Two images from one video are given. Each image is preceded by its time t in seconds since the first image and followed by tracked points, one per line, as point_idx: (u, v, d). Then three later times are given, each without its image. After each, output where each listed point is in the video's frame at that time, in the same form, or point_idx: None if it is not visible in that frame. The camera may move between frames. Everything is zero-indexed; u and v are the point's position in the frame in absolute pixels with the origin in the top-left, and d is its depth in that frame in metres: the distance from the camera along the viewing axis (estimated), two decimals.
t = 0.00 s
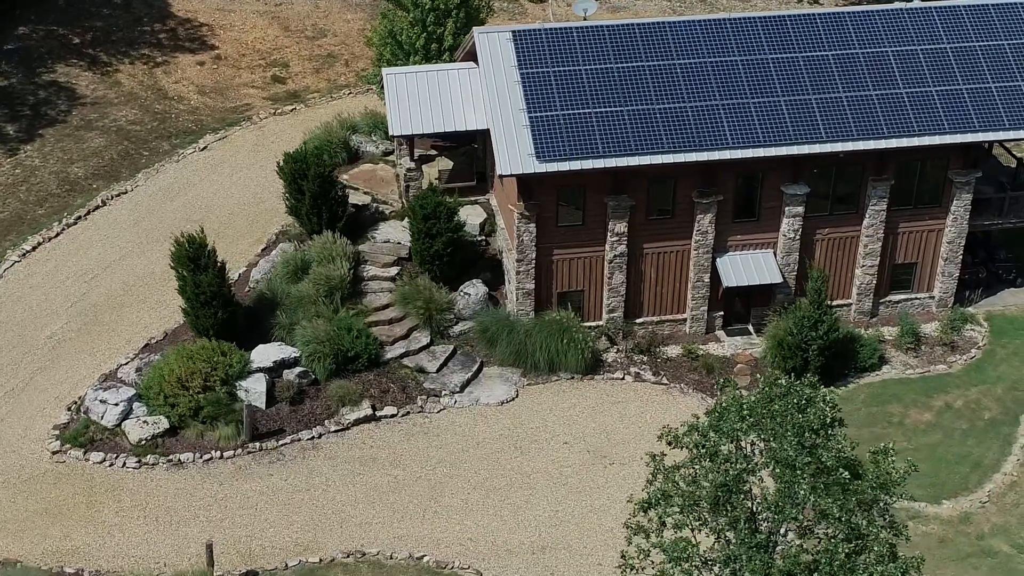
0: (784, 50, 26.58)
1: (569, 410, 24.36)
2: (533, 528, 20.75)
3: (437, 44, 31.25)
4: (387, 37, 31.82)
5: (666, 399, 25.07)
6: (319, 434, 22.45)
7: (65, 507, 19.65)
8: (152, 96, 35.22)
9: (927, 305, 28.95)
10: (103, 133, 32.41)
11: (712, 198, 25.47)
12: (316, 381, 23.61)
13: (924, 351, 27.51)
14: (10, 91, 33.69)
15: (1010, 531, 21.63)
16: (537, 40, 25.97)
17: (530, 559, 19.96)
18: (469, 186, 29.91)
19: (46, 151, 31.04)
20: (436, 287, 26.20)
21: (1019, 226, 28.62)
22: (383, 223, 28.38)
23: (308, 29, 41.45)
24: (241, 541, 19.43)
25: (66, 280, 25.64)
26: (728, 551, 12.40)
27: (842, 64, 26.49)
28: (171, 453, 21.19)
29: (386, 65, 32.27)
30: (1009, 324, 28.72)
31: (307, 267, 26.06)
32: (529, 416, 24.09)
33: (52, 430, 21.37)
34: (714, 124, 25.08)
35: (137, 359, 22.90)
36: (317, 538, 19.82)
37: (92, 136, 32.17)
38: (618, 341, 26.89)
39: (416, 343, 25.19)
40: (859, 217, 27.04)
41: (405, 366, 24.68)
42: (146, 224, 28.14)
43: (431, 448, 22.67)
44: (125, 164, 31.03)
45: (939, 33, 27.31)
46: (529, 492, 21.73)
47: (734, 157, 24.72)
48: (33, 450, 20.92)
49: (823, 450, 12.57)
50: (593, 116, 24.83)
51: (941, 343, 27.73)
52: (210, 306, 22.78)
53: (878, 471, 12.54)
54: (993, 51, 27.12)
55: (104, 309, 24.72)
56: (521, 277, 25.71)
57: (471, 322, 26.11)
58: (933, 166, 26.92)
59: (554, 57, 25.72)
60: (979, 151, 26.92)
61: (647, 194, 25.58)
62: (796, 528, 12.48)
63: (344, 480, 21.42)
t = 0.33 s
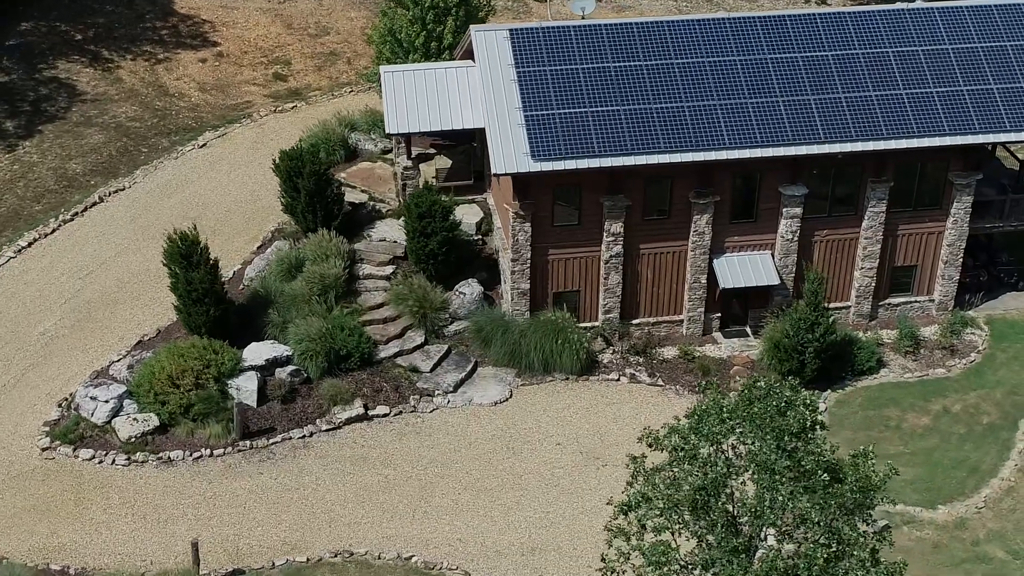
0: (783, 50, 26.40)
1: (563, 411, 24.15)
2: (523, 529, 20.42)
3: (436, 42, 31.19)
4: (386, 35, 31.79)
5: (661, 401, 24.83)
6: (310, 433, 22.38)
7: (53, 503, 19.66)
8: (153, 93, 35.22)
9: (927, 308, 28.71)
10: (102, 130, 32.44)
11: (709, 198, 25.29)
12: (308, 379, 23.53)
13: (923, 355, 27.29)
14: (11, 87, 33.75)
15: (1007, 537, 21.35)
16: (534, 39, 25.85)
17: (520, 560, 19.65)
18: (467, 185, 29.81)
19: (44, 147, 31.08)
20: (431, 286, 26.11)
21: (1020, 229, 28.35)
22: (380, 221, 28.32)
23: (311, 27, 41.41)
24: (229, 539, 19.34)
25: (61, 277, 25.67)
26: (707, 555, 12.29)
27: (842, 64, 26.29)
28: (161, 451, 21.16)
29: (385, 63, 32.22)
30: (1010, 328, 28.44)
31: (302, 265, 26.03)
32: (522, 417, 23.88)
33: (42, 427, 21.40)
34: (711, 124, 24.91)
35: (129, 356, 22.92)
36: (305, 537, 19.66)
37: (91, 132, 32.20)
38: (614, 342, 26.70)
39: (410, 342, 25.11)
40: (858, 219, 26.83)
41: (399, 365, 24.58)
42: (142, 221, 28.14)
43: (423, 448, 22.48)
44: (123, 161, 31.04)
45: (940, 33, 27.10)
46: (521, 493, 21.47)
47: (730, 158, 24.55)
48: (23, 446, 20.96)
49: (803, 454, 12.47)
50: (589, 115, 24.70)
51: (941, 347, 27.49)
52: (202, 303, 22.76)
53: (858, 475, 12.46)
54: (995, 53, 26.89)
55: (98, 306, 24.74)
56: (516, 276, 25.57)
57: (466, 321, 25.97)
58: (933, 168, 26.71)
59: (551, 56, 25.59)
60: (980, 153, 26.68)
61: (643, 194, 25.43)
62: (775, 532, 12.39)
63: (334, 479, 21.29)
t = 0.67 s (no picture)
0: (784, 50, 26.21)
1: (558, 412, 23.98)
2: (513, 531, 20.30)
3: (437, 41, 31.14)
4: (387, 33, 31.75)
5: (657, 403, 24.65)
6: (302, 431, 22.32)
7: (43, 499, 19.68)
8: (155, 89, 35.25)
9: (928, 312, 28.47)
10: (103, 126, 32.48)
11: (707, 199, 25.12)
12: (302, 378, 23.47)
13: (923, 359, 27.05)
14: (13, 83, 33.81)
15: (1003, 544, 21.13)
16: (532, 37, 25.71)
17: (510, 561, 19.53)
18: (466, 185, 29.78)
19: (44, 143, 31.14)
20: (428, 285, 26.01)
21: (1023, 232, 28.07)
22: (378, 220, 28.27)
23: (315, 25, 41.38)
24: (217, 538, 19.28)
25: (57, 273, 25.71)
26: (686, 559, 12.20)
27: (843, 65, 26.08)
28: (151, 448, 21.15)
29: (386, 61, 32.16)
30: (1012, 333, 28.17)
31: (299, 263, 25.99)
32: (517, 417, 23.75)
33: (34, 423, 21.43)
34: (709, 124, 24.74)
35: (122, 353, 22.94)
36: (294, 536, 19.59)
37: (91, 128, 32.24)
38: (611, 343, 26.52)
39: (406, 341, 25.00)
40: (858, 221, 26.62)
41: (393, 364, 24.47)
42: (140, 217, 28.16)
43: (416, 448, 22.36)
44: (123, 157, 31.07)
45: (943, 35, 26.86)
46: (512, 494, 21.33)
47: (728, 159, 24.38)
48: (14, 442, 21.01)
49: (783, 458, 12.48)
50: (586, 114, 24.57)
51: (941, 351, 27.26)
52: (196, 301, 22.74)
53: (839, 479, 12.38)
54: (999, 54, 26.64)
55: (93, 302, 24.77)
56: (513, 276, 25.47)
57: (462, 321, 25.84)
58: (934, 171, 26.48)
59: (550, 55, 25.47)
60: (982, 155, 26.44)
61: (640, 195, 25.28)
62: (755, 537, 12.34)
63: (324, 478, 21.20)
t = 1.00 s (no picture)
0: (786, 51, 26.02)
1: (555, 413, 23.81)
2: (505, 532, 20.15)
3: (439, 39, 31.07)
4: (389, 31, 31.71)
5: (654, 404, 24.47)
6: (296, 430, 22.26)
7: (34, 495, 19.72)
8: (158, 86, 35.28)
9: (930, 315, 28.22)
10: (105, 122, 32.52)
11: (707, 199, 24.95)
12: (297, 376, 23.41)
13: (925, 362, 26.81)
14: (16, 78, 33.90)
15: (1001, 551, 20.89)
16: (531, 36, 25.60)
17: (500, 563, 19.38)
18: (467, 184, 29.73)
19: (46, 139, 31.20)
20: (425, 284, 25.92)
21: None
22: (377, 218, 28.22)
23: (321, 22, 41.34)
24: (207, 536, 19.23)
25: (55, 269, 25.76)
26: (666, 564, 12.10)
27: (845, 66, 25.87)
28: (144, 445, 21.15)
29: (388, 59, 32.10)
30: (1016, 337, 27.85)
31: (296, 261, 25.94)
32: (512, 418, 23.61)
33: (27, 419, 21.49)
34: (709, 124, 24.56)
35: (117, 350, 22.98)
36: (285, 535, 19.53)
37: (94, 124, 32.29)
38: (610, 343, 26.35)
39: (402, 340, 24.91)
40: (860, 223, 26.40)
41: (389, 364, 24.37)
42: (140, 214, 28.19)
43: (410, 448, 22.26)
44: (125, 153, 31.10)
45: (947, 36, 26.62)
46: (505, 495, 21.17)
47: (727, 158, 24.19)
48: (6, 438, 21.06)
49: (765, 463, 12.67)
50: (585, 114, 24.43)
51: (943, 355, 27.02)
52: (191, 298, 22.74)
53: (821, 484, 12.66)
54: (1003, 55, 26.39)
55: (90, 299, 24.81)
56: (510, 276, 25.35)
57: (459, 321, 25.72)
58: (937, 173, 26.22)
59: (549, 54, 25.35)
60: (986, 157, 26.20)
61: (639, 195, 25.12)
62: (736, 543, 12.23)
63: (317, 478, 21.11)
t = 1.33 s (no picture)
0: (789, 51, 25.82)
1: (553, 413, 23.67)
2: (498, 534, 20.03)
3: (443, 37, 30.98)
4: (394, 29, 31.67)
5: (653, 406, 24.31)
6: (291, 427, 22.20)
7: (27, 490, 19.77)
8: (164, 82, 35.33)
9: (934, 319, 27.95)
10: (110, 118, 32.58)
11: (707, 201, 24.77)
12: (293, 374, 23.38)
13: (928, 367, 26.57)
14: (22, 73, 34.00)
15: (1000, 558, 20.67)
16: (532, 35, 25.47)
17: (493, 564, 19.27)
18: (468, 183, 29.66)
19: (50, 134, 31.28)
20: (424, 282, 25.84)
21: None
22: (378, 217, 28.17)
23: (328, 19, 41.33)
24: (198, 533, 19.21)
25: (55, 265, 25.82)
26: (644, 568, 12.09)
27: (849, 67, 25.65)
28: (138, 441, 21.16)
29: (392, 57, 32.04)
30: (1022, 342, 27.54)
31: (295, 258, 25.93)
32: (508, 418, 23.47)
33: (22, 414, 21.54)
34: (710, 125, 24.38)
35: (113, 346, 23.01)
36: (277, 533, 19.49)
37: (98, 120, 32.35)
38: (610, 345, 26.23)
39: (401, 339, 24.84)
40: (863, 226, 26.16)
41: (387, 363, 24.29)
42: (142, 210, 28.23)
43: (405, 448, 22.16)
44: (128, 149, 31.15)
45: (953, 37, 26.36)
46: (500, 496, 21.04)
47: (728, 159, 24.02)
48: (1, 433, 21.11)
49: (747, 468, 12.82)
50: (585, 113, 24.29)
51: (947, 360, 26.76)
52: (187, 295, 22.78)
53: (802, 489, 12.90)
54: (1010, 57, 26.12)
55: (89, 294, 24.85)
56: (510, 275, 25.24)
57: (457, 320, 25.62)
58: (941, 176, 25.95)
59: (549, 53, 25.23)
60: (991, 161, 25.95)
61: (639, 196, 24.96)
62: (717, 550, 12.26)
63: (310, 476, 21.04)
